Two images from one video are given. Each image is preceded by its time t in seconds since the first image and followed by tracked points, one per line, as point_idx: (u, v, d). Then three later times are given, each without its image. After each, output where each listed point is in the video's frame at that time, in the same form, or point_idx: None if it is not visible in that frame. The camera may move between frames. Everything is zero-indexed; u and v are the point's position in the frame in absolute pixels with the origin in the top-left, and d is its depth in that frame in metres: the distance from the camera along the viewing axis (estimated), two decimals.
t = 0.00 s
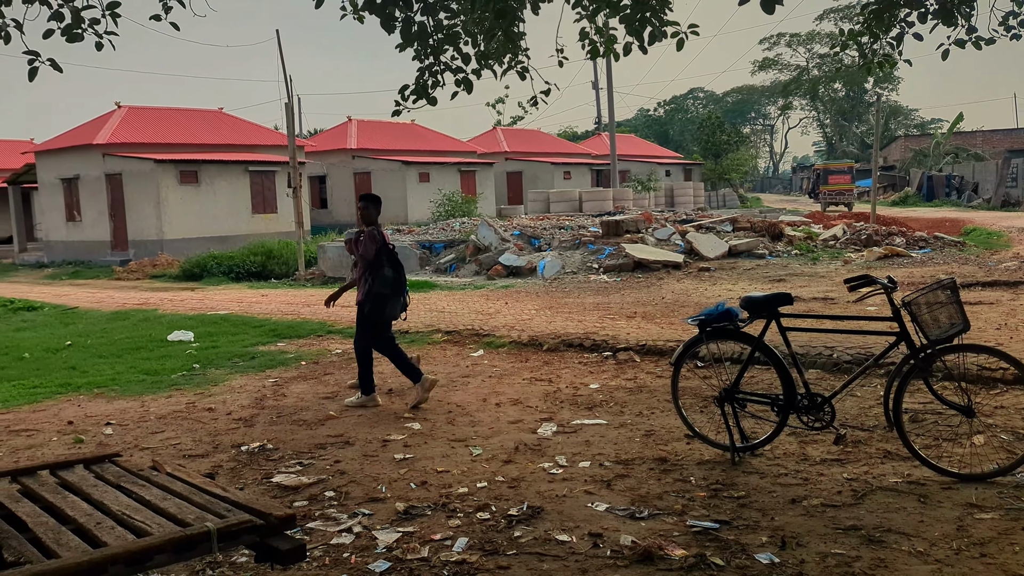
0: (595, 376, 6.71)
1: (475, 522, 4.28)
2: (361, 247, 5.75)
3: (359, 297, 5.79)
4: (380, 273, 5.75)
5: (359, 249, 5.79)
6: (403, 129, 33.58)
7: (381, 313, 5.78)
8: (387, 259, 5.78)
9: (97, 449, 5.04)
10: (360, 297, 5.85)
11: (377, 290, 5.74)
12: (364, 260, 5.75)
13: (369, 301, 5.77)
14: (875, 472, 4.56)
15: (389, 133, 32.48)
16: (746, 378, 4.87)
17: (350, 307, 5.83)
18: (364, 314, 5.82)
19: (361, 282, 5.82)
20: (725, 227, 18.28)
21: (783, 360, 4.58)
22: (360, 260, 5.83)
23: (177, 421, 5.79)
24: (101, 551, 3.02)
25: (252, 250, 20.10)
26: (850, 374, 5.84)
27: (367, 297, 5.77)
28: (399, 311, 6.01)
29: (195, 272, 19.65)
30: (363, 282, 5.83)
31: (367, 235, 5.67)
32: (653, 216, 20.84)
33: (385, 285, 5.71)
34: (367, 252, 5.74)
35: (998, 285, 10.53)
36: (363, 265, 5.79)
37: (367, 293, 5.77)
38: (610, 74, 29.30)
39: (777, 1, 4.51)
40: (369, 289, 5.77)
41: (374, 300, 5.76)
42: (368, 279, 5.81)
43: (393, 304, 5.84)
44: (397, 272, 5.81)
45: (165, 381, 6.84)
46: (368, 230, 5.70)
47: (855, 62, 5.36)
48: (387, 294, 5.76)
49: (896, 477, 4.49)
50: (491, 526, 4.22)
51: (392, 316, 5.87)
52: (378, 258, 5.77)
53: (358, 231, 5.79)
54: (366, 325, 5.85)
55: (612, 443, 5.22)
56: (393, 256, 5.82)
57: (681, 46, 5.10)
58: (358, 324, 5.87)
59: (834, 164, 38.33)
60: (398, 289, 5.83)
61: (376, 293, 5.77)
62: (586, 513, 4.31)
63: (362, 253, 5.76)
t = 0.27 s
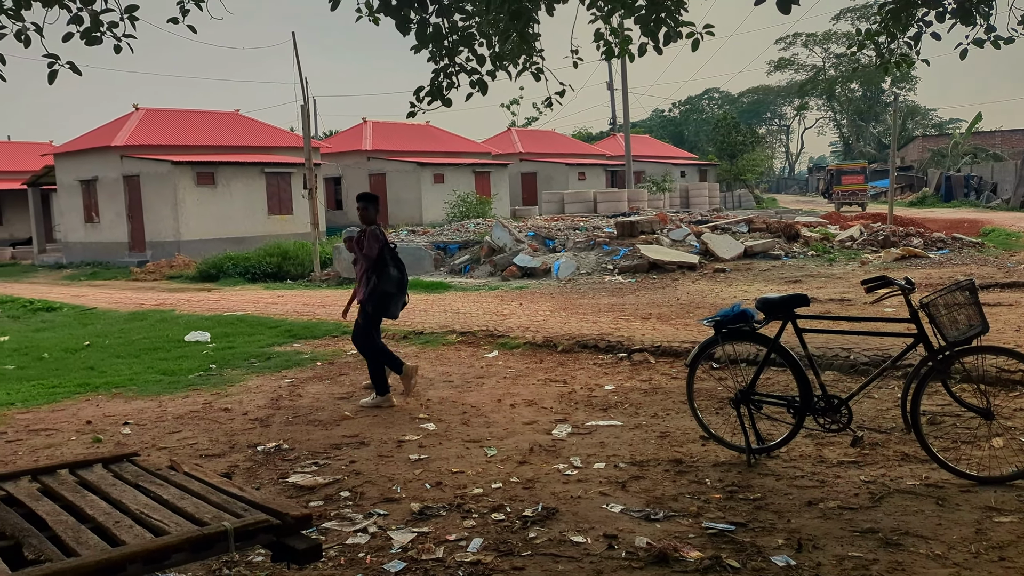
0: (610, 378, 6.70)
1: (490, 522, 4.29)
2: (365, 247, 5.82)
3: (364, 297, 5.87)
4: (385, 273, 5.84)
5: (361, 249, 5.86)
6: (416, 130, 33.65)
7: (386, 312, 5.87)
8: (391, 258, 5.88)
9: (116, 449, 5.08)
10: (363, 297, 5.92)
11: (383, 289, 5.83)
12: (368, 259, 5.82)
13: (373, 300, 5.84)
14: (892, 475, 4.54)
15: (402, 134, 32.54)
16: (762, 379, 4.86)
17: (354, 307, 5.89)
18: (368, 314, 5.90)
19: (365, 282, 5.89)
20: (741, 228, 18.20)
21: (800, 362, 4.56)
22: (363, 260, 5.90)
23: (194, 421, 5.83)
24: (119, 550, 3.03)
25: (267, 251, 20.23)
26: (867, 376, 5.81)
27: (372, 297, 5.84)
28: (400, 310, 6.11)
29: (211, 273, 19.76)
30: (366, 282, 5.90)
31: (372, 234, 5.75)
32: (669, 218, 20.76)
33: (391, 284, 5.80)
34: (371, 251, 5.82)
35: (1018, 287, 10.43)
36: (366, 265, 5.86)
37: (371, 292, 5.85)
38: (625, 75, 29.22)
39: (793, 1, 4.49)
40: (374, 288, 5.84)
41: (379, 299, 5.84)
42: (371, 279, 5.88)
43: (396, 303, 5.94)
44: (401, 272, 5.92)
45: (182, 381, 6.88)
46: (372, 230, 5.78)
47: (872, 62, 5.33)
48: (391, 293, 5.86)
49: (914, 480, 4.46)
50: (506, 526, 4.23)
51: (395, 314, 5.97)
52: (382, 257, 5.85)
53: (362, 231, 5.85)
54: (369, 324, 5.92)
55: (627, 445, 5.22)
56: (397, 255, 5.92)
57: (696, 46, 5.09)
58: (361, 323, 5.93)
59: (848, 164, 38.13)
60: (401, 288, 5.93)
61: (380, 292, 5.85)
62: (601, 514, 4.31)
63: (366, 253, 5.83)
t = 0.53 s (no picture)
0: (624, 379, 6.68)
1: (504, 523, 4.30)
2: (366, 249, 5.82)
3: (369, 300, 5.86)
4: (389, 273, 5.84)
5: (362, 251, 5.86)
6: (428, 131, 33.71)
7: (393, 312, 5.89)
8: (393, 258, 5.87)
9: (133, 448, 5.13)
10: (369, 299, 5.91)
11: (388, 290, 5.84)
12: (371, 262, 5.80)
13: (380, 302, 5.86)
14: (908, 478, 4.51)
15: (415, 135, 32.64)
16: (777, 381, 4.84)
17: (360, 311, 5.88)
18: (375, 315, 5.90)
19: (369, 284, 5.88)
20: (756, 229, 18.10)
21: (814, 364, 4.54)
22: (365, 263, 5.89)
23: (210, 421, 5.87)
24: (136, 548, 3.05)
25: (282, 251, 20.30)
26: (883, 378, 5.78)
27: (377, 298, 5.85)
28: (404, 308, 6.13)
29: (226, 274, 19.80)
30: (370, 284, 5.89)
31: (373, 237, 5.73)
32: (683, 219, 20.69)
33: (397, 285, 5.82)
34: (373, 253, 5.81)
35: None
36: (369, 267, 5.84)
37: (377, 294, 5.85)
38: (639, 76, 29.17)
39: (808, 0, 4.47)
40: (379, 290, 5.84)
41: (385, 300, 5.85)
42: (376, 281, 5.88)
43: (402, 302, 5.95)
44: (405, 270, 5.92)
45: (197, 381, 6.92)
46: (371, 232, 5.77)
47: (888, 62, 5.30)
48: (397, 293, 5.86)
49: (930, 483, 4.43)
50: (519, 527, 4.23)
51: (401, 313, 5.99)
52: (385, 258, 5.85)
53: (362, 233, 5.83)
54: (378, 326, 5.94)
55: (640, 446, 5.21)
56: (399, 255, 5.92)
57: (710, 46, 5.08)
58: (369, 326, 5.95)
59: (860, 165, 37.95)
60: (406, 286, 5.94)
61: (386, 293, 5.86)
62: (614, 516, 4.30)
63: (369, 255, 5.81)
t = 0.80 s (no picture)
0: (637, 380, 6.68)
1: (516, 525, 4.30)
2: (364, 255, 5.80)
3: (372, 305, 5.86)
4: (390, 276, 5.85)
5: (360, 258, 5.84)
6: (440, 132, 33.75)
7: (397, 313, 5.92)
8: (391, 260, 5.88)
9: (147, 448, 5.17)
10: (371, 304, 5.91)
11: (391, 292, 5.86)
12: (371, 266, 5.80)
13: (385, 305, 5.88)
14: (924, 480, 4.48)
15: (427, 136, 32.72)
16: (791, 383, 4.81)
17: (363, 317, 5.87)
18: (380, 319, 5.91)
19: (370, 289, 5.88)
20: (769, 230, 18.02)
21: (828, 365, 4.51)
22: (363, 268, 5.87)
23: (223, 421, 5.91)
24: (152, 548, 3.07)
25: (296, 252, 20.40)
26: (898, 381, 5.75)
27: (382, 303, 5.87)
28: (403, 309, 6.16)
29: (240, 275, 19.95)
30: (370, 288, 5.88)
31: (372, 241, 5.73)
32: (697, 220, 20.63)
33: (400, 286, 5.84)
34: (372, 258, 5.80)
35: None
36: (369, 272, 5.83)
37: (380, 297, 5.85)
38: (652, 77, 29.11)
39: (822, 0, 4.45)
40: (381, 293, 5.85)
41: (389, 302, 5.88)
42: (376, 285, 5.87)
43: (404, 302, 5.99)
44: (403, 271, 5.95)
45: (212, 382, 6.97)
46: (367, 238, 5.74)
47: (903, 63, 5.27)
48: (400, 294, 5.89)
49: (946, 486, 4.40)
50: (532, 528, 4.23)
51: (403, 313, 6.02)
52: (383, 261, 5.85)
53: (359, 238, 5.80)
54: (383, 329, 5.95)
55: (653, 448, 5.20)
56: (396, 256, 5.94)
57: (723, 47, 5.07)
58: (375, 331, 5.96)
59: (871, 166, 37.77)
60: (406, 286, 5.98)
61: (389, 295, 5.87)
62: (627, 517, 4.30)
63: (368, 260, 5.80)
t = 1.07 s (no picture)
0: (649, 383, 6.66)
1: (529, 526, 4.30)
2: (362, 259, 5.83)
3: (369, 308, 5.88)
4: (386, 279, 5.89)
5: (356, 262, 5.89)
6: (450, 133, 33.81)
7: (393, 316, 5.96)
8: (387, 263, 5.93)
9: (161, 448, 5.20)
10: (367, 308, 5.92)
11: (388, 296, 5.89)
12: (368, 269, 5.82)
13: (381, 308, 5.90)
14: (939, 483, 4.46)
15: (438, 137, 32.79)
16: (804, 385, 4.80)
17: (360, 321, 5.88)
18: (376, 322, 5.93)
19: (366, 293, 5.90)
20: (782, 232, 17.93)
21: (842, 367, 4.49)
22: (360, 272, 5.89)
23: (236, 421, 5.95)
24: (166, 547, 3.09)
25: (309, 254, 20.37)
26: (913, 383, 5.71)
27: (379, 306, 5.89)
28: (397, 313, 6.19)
29: (253, 276, 20.06)
30: (367, 292, 5.90)
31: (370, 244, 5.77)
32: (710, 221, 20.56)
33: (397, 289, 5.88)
34: (370, 261, 5.83)
35: None
36: (365, 276, 5.85)
37: (376, 301, 5.88)
38: (665, 77, 29.04)
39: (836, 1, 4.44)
40: (378, 296, 5.88)
41: (386, 306, 5.91)
42: (372, 289, 5.90)
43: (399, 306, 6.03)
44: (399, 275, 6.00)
45: (225, 382, 7.01)
46: (364, 240, 5.79)
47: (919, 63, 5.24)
48: (397, 297, 5.94)
49: (961, 489, 4.37)
50: (544, 530, 4.23)
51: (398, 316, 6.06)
52: (379, 265, 5.89)
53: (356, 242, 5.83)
54: (379, 333, 5.97)
55: (665, 450, 5.19)
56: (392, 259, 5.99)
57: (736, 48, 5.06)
58: (372, 335, 5.96)
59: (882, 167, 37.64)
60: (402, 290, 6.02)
61: (386, 298, 5.91)
62: (639, 519, 4.29)
63: (365, 263, 5.83)
